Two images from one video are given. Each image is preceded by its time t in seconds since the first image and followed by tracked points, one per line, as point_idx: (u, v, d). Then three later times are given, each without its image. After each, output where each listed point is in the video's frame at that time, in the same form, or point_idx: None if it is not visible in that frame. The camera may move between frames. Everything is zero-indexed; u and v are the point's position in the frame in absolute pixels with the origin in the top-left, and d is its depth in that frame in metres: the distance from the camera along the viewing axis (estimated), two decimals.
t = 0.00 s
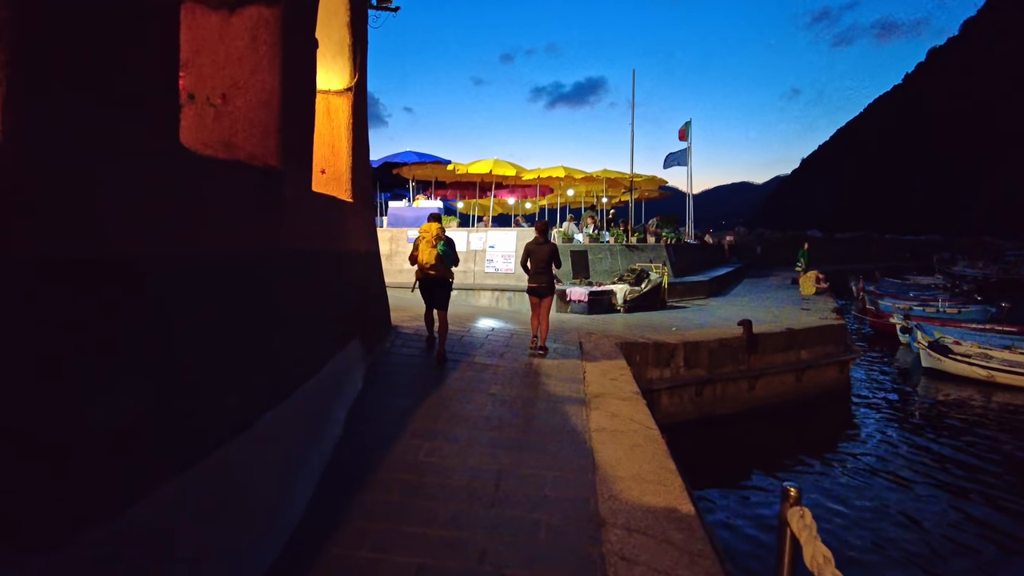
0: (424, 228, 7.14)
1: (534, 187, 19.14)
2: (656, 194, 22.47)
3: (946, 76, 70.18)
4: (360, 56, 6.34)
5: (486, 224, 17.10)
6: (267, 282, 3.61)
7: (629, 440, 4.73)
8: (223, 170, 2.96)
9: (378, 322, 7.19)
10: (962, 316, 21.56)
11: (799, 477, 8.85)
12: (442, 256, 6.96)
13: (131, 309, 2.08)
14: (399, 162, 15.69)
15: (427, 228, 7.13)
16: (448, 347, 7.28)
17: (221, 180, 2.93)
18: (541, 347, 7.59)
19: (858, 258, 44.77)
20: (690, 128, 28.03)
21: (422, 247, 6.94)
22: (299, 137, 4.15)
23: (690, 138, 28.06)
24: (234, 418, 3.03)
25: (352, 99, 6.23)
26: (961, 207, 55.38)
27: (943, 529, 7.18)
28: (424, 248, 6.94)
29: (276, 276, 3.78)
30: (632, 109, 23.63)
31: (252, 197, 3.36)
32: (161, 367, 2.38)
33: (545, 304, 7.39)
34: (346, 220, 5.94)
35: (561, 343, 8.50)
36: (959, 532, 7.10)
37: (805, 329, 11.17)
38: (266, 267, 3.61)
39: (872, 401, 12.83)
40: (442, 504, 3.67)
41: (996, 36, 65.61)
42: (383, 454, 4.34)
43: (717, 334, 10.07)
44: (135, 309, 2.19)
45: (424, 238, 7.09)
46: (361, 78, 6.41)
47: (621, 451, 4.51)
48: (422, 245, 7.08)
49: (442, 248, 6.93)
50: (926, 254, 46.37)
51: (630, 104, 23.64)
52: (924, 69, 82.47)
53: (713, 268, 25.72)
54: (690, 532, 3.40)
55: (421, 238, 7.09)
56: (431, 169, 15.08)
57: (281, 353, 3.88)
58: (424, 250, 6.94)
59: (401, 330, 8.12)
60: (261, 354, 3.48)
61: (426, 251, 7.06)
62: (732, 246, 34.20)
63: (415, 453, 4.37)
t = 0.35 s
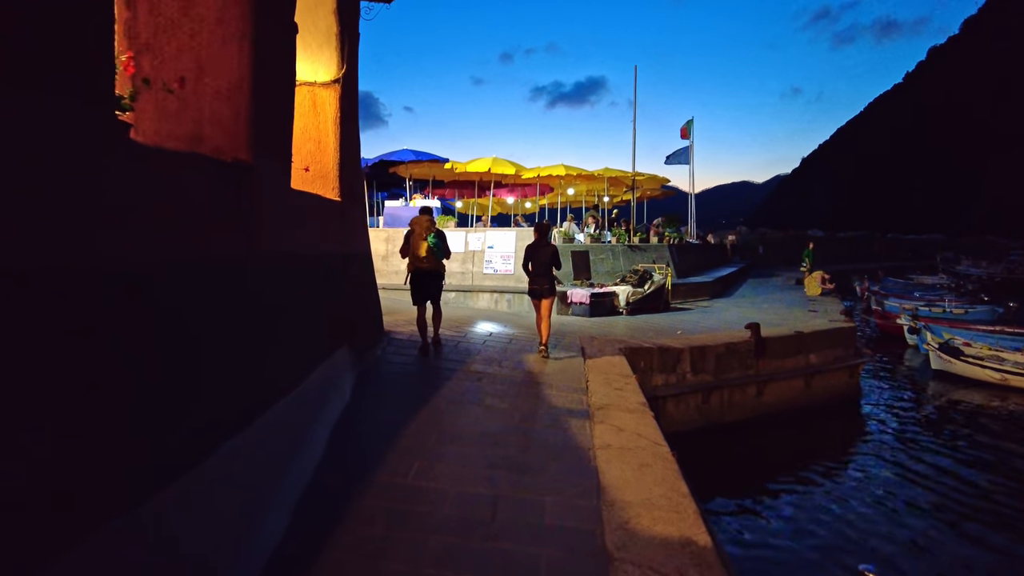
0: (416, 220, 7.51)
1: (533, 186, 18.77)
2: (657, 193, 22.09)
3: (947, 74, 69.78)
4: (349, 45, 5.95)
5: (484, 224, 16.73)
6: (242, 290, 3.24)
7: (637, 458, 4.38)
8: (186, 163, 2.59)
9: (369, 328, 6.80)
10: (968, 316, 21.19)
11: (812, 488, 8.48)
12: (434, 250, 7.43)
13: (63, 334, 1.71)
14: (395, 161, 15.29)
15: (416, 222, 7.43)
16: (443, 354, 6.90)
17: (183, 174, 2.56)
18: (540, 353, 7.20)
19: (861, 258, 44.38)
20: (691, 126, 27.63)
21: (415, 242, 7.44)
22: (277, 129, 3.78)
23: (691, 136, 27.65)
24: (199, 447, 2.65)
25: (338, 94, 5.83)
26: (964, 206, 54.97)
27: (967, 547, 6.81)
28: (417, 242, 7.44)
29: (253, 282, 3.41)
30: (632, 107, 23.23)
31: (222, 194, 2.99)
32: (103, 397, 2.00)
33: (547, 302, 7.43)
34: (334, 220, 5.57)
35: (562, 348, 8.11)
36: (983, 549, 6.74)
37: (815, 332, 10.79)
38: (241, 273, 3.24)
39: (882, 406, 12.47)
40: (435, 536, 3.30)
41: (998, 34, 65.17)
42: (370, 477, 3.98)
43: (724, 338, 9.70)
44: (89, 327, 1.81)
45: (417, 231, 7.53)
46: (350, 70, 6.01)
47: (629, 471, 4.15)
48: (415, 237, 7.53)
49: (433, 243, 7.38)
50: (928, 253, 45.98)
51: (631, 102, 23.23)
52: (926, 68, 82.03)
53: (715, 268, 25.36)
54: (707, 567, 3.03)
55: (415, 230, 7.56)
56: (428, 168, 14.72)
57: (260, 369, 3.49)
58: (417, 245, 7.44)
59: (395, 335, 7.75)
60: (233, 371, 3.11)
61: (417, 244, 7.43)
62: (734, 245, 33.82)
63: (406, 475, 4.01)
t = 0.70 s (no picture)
0: (417, 220, 7.14)
1: (536, 185, 18.43)
2: (663, 193, 21.73)
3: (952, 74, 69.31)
4: (343, 34, 5.60)
5: (486, 223, 16.36)
6: (213, 293, 2.90)
7: (653, 477, 4.02)
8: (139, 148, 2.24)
9: (365, 332, 6.46)
10: (978, 318, 20.81)
11: (826, 500, 8.10)
12: (439, 250, 7.15)
13: None
14: (395, 158, 14.95)
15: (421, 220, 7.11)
16: (443, 359, 6.55)
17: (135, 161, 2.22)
18: (544, 359, 6.83)
19: (867, 259, 43.96)
20: (696, 125, 27.29)
21: (419, 243, 7.09)
22: (257, 115, 3.42)
23: (696, 135, 27.31)
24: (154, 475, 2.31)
25: (332, 84, 5.45)
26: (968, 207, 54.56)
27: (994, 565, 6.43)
28: (421, 243, 7.09)
29: (228, 285, 3.07)
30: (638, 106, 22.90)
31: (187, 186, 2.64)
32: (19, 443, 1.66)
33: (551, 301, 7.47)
34: (326, 218, 5.22)
35: (568, 350, 7.74)
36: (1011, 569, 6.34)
37: (827, 336, 10.42)
38: (214, 275, 2.90)
39: (896, 413, 12.10)
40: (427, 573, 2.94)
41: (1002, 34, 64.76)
42: (359, 501, 3.61)
43: (735, 342, 9.35)
44: None
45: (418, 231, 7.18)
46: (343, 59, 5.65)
47: (644, 493, 3.79)
48: (417, 237, 7.17)
49: (438, 243, 7.08)
50: (933, 255, 45.57)
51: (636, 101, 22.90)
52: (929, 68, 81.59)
53: (721, 269, 24.97)
54: None
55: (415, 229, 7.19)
56: (428, 166, 14.35)
57: (231, 383, 3.13)
58: (421, 246, 7.09)
59: (392, 338, 7.40)
60: (202, 385, 2.77)
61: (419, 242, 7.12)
62: (738, 246, 33.42)
63: (397, 499, 3.64)
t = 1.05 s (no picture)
0: (416, 217, 6.74)
1: (539, 185, 18.07)
2: (668, 192, 21.35)
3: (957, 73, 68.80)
4: (334, 20, 5.21)
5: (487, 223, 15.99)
6: (179, 303, 2.54)
7: (672, 504, 3.64)
8: (78, 134, 1.88)
9: (360, 337, 6.11)
10: (989, 320, 20.34)
11: (845, 516, 7.72)
12: (439, 248, 6.84)
13: None
14: (394, 157, 14.57)
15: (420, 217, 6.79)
16: (441, 367, 6.19)
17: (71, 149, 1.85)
18: (548, 366, 6.45)
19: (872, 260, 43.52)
20: (700, 124, 26.91)
21: (417, 239, 6.75)
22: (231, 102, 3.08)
23: (701, 134, 26.92)
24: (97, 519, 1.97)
25: (322, 72, 5.11)
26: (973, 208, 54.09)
27: None
28: (419, 239, 6.75)
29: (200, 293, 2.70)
30: (642, 104, 22.51)
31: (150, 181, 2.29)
32: None
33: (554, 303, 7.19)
34: (317, 218, 4.88)
35: (574, 356, 7.37)
36: None
37: (842, 340, 10.03)
38: (177, 283, 2.52)
39: (911, 420, 11.70)
40: None
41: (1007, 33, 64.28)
42: (347, 534, 3.22)
43: (747, 348, 8.98)
44: None
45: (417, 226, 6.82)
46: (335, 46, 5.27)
47: (665, 524, 3.41)
48: (416, 233, 6.82)
49: (438, 241, 6.74)
50: (938, 255, 45.12)
51: (640, 98, 22.51)
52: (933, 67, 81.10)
53: (726, 270, 24.57)
54: None
55: (414, 225, 6.84)
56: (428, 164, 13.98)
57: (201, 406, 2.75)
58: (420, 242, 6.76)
59: (388, 345, 7.04)
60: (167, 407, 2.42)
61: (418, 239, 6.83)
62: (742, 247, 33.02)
63: (389, 532, 3.26)
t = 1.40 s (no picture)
0: (402, 219, 6.56)
1: (540, 183, 17.73)
2: (672, 190, 20.97)
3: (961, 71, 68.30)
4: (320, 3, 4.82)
5: (487, 223, 15.64)
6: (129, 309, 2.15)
7: (692, 532, 3.27)
8: None
9: (352, 342, 5.77)
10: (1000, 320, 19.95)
11: (865, 529, 7.32)
12: (427, 249, 6.61)
13: None
14: (392, 154, 14.21)
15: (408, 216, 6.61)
16: (438, 374, 5.85)
17: None
18: (552, 373, 6.09)
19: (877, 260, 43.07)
20: (703, 122, 26.56)
21: (402, 241, 6.56)
22: (194, 81, 2.72)
23: (704, 132, 26.56)
24: (34, 568, 1.65)
25: (307, 58, 4.72)
26: (978, 206, 53.57)
27: None
28: (405, 242, 6.55)
29: (160, 297, 2.37)
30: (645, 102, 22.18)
31: (94, 166, 1.95)
32: None
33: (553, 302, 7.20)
34: (303, 215, 4.53)
35: (578, 362, 7.02)
36: None
37: (856, 343, 9.63)
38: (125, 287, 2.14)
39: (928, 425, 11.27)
40: None
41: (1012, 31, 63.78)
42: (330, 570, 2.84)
43: (759, 353, 8.62)
44: None
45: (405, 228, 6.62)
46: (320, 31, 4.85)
47: (685, 554, 3.04)
48: (404, 236, 6.64)
49: (425, 241, 6.52)
50: (944, 254, 44.65)
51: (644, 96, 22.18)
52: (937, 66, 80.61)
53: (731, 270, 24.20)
54: None
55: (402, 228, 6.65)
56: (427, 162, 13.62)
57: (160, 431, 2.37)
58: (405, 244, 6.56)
59: (382, 350, 6.70)
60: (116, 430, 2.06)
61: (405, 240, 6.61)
62: (746, 247, 32.64)
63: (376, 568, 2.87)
